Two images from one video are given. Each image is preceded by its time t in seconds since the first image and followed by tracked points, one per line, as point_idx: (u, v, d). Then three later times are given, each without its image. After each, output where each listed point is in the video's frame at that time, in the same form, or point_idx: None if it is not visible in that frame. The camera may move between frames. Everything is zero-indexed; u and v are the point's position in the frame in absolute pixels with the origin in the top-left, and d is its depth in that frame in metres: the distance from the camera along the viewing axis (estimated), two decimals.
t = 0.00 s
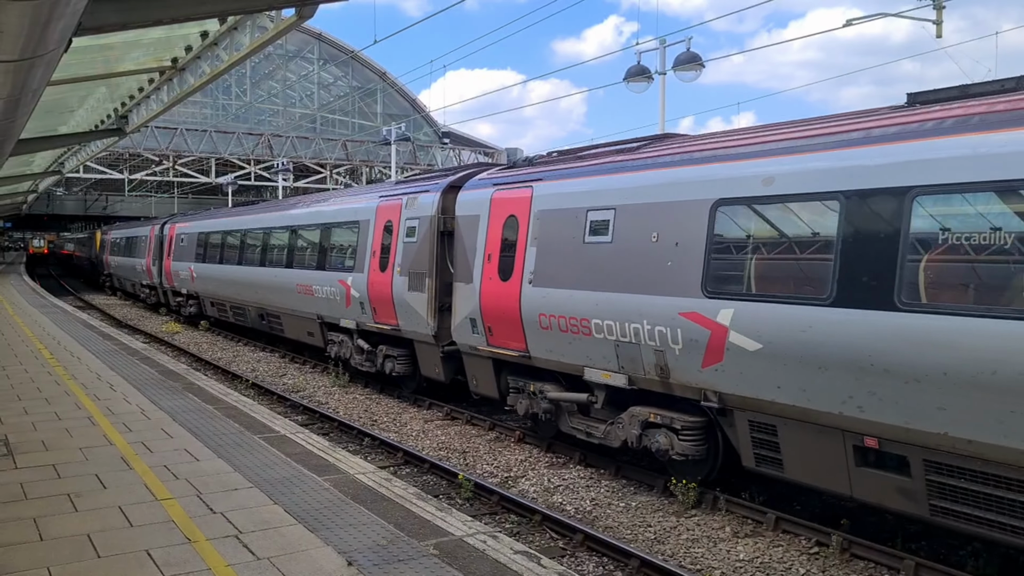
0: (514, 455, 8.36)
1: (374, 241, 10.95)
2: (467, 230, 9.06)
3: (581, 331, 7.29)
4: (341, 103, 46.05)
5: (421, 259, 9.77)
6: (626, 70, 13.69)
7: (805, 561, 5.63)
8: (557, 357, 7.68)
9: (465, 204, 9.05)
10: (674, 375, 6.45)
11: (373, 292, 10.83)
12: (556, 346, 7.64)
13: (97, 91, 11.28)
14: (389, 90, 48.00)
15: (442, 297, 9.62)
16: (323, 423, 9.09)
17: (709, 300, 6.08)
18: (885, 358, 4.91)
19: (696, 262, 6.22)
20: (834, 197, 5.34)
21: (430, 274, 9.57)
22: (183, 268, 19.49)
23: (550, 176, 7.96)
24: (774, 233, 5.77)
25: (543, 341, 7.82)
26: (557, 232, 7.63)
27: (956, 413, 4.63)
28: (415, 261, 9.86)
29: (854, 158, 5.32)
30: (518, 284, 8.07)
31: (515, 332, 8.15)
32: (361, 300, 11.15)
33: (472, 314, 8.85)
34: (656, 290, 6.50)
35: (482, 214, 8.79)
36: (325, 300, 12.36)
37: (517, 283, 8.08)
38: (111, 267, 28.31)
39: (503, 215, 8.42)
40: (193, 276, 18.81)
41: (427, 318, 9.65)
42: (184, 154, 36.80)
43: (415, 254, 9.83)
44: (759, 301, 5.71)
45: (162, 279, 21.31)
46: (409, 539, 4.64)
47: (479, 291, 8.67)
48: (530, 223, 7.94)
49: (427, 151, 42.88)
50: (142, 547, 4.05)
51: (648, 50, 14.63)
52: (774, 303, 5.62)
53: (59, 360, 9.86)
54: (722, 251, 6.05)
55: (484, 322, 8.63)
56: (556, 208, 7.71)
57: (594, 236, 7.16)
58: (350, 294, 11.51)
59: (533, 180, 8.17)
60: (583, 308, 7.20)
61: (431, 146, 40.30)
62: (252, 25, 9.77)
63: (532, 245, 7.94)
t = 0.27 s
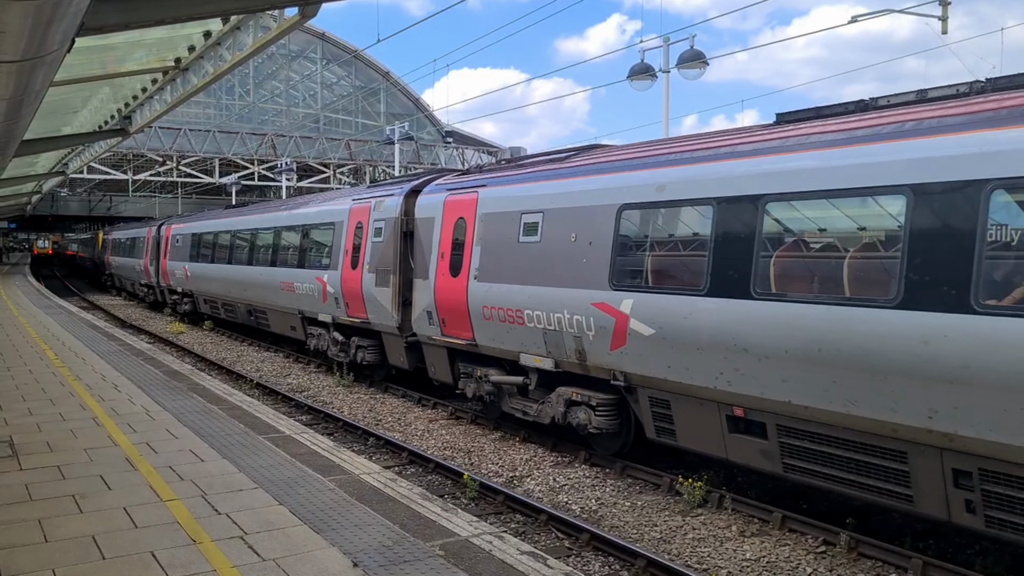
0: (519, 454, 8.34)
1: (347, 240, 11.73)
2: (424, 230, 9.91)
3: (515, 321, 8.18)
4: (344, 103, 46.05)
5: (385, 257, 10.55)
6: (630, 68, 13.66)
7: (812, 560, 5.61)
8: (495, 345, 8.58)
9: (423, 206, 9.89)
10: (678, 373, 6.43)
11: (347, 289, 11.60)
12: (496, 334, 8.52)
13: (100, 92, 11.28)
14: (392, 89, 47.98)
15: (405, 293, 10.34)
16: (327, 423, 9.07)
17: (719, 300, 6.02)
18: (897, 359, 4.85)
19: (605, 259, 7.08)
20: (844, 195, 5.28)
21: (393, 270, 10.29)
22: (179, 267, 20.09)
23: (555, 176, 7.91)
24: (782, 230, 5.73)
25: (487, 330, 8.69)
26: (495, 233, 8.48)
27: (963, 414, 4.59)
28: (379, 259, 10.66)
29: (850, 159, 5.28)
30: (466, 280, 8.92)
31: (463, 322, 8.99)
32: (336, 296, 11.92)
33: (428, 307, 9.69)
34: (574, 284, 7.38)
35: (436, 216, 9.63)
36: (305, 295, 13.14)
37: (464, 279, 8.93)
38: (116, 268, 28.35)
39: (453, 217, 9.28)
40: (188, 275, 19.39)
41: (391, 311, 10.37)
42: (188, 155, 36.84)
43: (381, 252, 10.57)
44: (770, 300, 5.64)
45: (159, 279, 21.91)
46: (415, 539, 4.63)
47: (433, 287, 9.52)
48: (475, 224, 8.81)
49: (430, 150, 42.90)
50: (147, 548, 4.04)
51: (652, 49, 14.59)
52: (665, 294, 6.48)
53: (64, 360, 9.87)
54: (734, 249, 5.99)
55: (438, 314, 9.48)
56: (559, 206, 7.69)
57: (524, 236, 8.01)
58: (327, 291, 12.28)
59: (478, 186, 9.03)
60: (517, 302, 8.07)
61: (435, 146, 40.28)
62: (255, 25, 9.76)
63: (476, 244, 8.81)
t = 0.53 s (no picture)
0: (523, 450, 8.33)
1: (324, 236, 12.51)
2: (389, 227, 10.74)
3: (465, 309, 9.08)
4: (347, 99, 46.03)
5: (356, 252, 11.39)
6: (634, 63, 13.62)
7: (818, 556, 5.59)
8: (448, 330, 9.47)
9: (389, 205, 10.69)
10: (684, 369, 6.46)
11: (323, 281, 12.41)
12: (449, 322, 9.40)
13: (103, 88, 11.28)
14: (395, 85, 47.94)
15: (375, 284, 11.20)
16: (331, 419, 9.07)
17: (725, 297, 6.07)
18: (905, 354, 4.88)
19: (537, 254, 7.99)
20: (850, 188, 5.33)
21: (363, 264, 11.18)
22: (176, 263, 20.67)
23: (560, 171, 7.94)
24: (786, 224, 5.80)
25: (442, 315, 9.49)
26: (449, 229, 9.35)
27: (972, 411, 4.61)
28: (352, 254, 11.47)
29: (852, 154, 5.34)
30: (423, 272, 9.79)
31: (422, 310, 9.86)
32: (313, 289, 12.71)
33: (391, 298, 10.56)
34: (512, 275, 8.30)
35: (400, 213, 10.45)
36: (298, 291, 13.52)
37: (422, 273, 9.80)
38: (120, 264, 28.38)
39: (413, 215, 10.17)
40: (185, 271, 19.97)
41: (362, 301, 11.23)
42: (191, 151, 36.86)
43: (352, 248, 11.40)
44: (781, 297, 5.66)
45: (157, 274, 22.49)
46: (419, 535, 4.63)
47: (397, 278, 10.35)
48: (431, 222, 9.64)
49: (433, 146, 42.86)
50: (152, 545, 4.03)
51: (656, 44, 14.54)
52: (586, 283, 7.39)
53: (67, 357, 9.87)
54: (740, 244, 6.04)
55: (400, 304, 10.34)
56: (566, 203, 7.73)
57: (472, 233, 8.89)
58: (304, 284, 13.11)
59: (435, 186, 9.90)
60: (466, 291, 8.95)
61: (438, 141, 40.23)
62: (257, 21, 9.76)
63: (431, 239, 9.67)
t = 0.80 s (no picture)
0: (526, 446, 8.32)
1: (304, 232, 13.45)
2: (361, 223, 11.68)
3: (423, 299, 10.07)
4: (350, 94, 46.01)
5: (332, 247, 12.33)
6: (637, 58, 13.59)
7: (821, 552, 5.58)
8: (410, 318, 10.48)
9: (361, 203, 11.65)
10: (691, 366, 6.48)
11: (303, 274, 13.41)
12: (412, 310, 10.39)
13: (106, 83, 11.28)
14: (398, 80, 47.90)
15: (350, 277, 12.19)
16: (334, 415, 9.07)
17: (730, 293, 6.10)
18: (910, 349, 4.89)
19: (482, 250, 8.95)
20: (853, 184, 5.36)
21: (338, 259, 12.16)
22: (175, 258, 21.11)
23: (566, 167, 7.98)
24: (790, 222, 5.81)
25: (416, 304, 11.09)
26: (411, 227, 10.31)
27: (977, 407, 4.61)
28: (329, 249, 12.42)
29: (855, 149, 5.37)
30: (388, 266, 10.77)
31: (388, 300, 10.85)
32: (295, 281, 13.67)
33: (362, 290, 11.51)
34: (462, 267, 9.27)
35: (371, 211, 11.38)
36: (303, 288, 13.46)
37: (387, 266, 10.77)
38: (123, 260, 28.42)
39: (380, 213, 11.14)
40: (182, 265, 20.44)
41: (336, 292, 12.21)
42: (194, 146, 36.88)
43: (328, 243, 12.36)
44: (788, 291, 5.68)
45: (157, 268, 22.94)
46: (421, 531, 4.62)
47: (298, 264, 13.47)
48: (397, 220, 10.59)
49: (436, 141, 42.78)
50: (155, 540, 4.03)
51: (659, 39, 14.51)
52: (523, 275, 8.35)
53: (71, 352, 9.89)
54: (688, 240, 6.52)
55: (369, 294, 11.31)
56: (573, 199, 7.73)
57: (430, 230, 9.85)
58: (288, 277, 14.01)
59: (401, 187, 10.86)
60: (425, 283, 9.92)
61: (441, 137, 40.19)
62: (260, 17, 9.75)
63: (396, 237, 10.63)
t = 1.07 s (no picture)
0: (529, 442, 8.32)
1: (286, 227, 14.30)
2: (337, 220, 12.56)
3: (389, 289, 10.92)
4: (352, 89, 45.98)
5: (310, 241, 13.22)
6: (641, 53, 13.56)
7: (824, 548, 5.57)
8: (376, 307, 11.35)
9: (336, 201, 12.53)
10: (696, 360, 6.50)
11: (283, 268, 14.28)
12: (379, 300, 11.27)
13: (109, 78, 11.28)
14: (401, 75, 47.86)
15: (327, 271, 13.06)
16: (337, 410, 9.07)
17: (736, 287, 6.11)
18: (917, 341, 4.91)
19: (438, 244, 9.81)
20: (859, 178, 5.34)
21: (315, 253, 13.03)
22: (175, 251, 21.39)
23: (568, 162, 8.01)
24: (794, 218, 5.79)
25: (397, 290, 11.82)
26: (379, 223, 11.17)
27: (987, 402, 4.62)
28: (308, 244, 13.33)
29: (860, 142, 5.35)
30: (360, 259, 11.65)
31: (360, 291, 11.71)
32: (278, 275, 14.53)
33: (337, 282, 12.39)
34: (420, 259, 10.14)
35: (344, 207, 12.24)
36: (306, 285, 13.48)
37: (358, 260, 11.66)
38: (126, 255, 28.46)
39: (352, 210, 12.02)
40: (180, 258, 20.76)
41: (314, 285, 13.09)
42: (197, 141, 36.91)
43: (307, 239, 13.26)
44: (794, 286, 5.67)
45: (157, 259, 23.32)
46: (424, 527, 4.62)
47: (281, 259, 14.35)
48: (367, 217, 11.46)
49: (439, 136, 42.75)
50: (158, 536, 4.04)
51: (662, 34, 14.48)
52: (472, 266, 9.21)
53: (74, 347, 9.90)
54: (602, 237, 7.41)
55: (344, 285, 12.15)
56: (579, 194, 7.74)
57: (395, 226, 10.73)
58: (272, 270, 14.86)
59: (371, 187, 11.72)
60: (390, 275, 10.80)
61: (443, 132, 40.16)
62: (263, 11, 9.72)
63: (366, 232, 11.52)
